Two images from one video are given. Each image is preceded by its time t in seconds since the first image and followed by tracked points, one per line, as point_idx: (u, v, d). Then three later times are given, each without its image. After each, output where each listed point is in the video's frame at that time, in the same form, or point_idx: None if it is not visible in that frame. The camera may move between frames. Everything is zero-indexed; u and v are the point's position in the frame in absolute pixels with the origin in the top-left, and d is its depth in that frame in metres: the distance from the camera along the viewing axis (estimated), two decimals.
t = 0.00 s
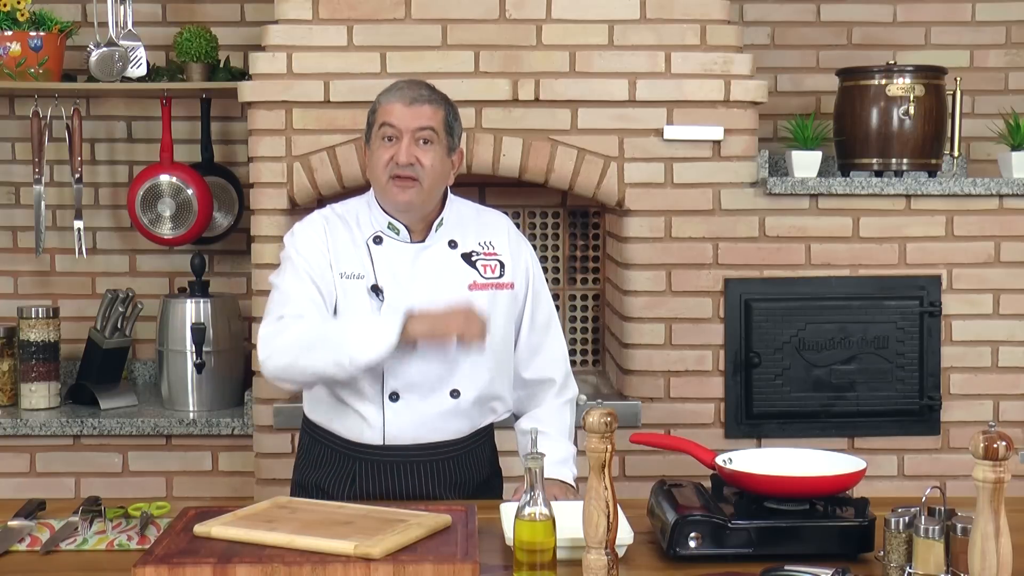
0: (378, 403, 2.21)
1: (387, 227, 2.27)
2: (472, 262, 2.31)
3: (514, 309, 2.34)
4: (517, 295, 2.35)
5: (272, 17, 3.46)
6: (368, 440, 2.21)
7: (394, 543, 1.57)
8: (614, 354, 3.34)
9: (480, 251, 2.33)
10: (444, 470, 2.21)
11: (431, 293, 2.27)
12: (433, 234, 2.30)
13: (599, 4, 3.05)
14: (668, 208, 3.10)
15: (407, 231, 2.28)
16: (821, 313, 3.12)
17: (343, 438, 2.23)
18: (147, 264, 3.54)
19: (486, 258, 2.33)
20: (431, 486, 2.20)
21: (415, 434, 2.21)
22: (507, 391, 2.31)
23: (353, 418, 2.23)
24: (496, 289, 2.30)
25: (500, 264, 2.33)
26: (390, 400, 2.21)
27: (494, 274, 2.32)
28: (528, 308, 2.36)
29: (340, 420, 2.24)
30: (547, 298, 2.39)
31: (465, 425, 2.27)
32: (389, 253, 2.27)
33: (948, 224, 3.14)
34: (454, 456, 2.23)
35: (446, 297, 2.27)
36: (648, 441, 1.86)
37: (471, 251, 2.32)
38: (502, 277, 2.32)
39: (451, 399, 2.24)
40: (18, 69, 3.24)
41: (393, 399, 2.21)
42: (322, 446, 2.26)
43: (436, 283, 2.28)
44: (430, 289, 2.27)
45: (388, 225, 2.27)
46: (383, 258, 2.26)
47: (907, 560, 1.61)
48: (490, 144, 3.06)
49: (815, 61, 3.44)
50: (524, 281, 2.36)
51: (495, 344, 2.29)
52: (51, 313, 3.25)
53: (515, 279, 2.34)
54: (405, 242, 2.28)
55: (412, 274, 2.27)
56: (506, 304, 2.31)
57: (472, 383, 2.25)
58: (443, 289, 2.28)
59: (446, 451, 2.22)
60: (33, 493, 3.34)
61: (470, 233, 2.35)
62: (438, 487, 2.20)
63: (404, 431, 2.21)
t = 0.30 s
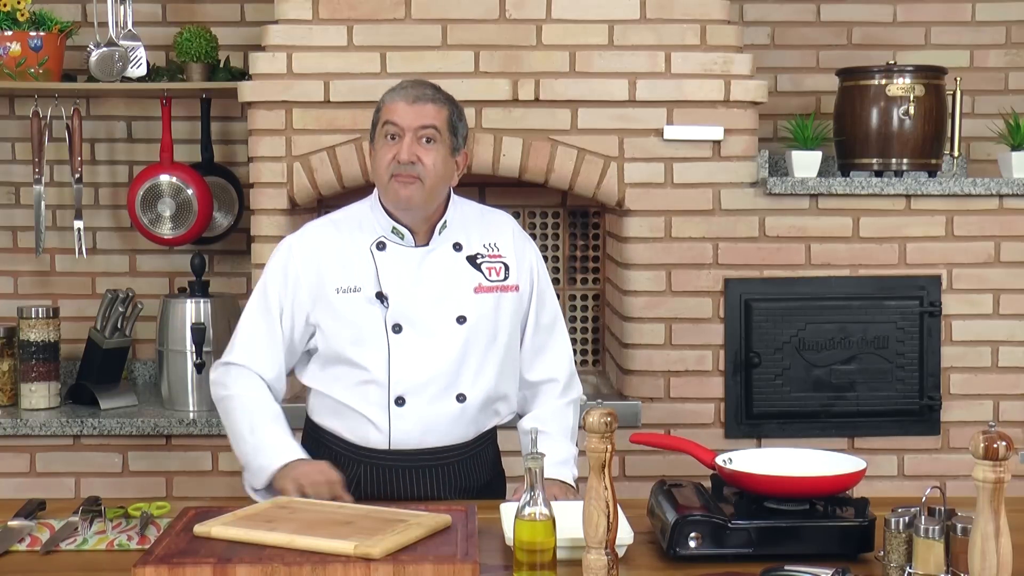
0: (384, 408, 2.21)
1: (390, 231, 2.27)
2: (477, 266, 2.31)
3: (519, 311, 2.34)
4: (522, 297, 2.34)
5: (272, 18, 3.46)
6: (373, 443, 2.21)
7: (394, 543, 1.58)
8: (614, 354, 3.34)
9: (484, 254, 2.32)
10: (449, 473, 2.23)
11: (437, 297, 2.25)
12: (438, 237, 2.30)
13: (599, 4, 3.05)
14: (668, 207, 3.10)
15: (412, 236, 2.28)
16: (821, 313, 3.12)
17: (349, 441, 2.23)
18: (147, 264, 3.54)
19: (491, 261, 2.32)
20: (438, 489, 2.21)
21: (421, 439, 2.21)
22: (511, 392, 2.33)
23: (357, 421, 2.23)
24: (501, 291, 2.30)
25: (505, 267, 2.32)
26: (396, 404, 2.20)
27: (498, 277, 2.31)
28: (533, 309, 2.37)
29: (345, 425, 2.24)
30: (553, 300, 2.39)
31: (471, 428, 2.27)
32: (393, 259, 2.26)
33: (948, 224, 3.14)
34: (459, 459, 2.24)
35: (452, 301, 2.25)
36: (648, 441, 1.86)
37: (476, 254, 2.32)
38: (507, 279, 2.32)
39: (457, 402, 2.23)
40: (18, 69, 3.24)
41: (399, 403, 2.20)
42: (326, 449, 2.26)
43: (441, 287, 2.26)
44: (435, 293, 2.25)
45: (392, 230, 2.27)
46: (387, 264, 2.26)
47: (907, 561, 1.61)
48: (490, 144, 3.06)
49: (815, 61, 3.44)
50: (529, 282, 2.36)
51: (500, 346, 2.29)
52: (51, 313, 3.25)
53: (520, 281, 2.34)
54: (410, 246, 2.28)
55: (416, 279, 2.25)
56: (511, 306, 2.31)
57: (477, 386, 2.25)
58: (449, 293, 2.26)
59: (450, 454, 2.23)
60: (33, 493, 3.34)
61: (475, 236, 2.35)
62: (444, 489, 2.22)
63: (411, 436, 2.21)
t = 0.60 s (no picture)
0: (381, 411, 2.21)
1: (386, 236, 2.27)
2: (474, 268, 2.30)
3: (517, 313, 2.33)
4: (520, 300, 2.34)
5: (271, 17, 3.46)
6: (371, 445, 2.22)
7: (394, 543, 1.58)
8: (614, 354, 3.34)
9: (481, 256, 2.32)
10: (448, 474, 2.22)
11: (433, 300, 2.24)
12: (434, 240, 2.29)
13: (598, 4, 3.05)
14: (668, 208, 3.10)
15: (407, 241, 2.27)
16: (821, 313, 3.12)
17: (347, 442, 2.24)
18: (147, 264, 3.54)
19: (488, 263, 2.32)
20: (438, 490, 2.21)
21: (419, 442, 2.21)
22: (511, 395, 2.32)
23: (355, 423, 2.23)
24: (498, 294, 2.30)
25: (502, 269, 2.32)
26: (393, 407, 2.20)
27: (495, 279, 2.31)
28: (531, 311, 2.36)
29: (344, 428, 2.25)
30: (551, 301, 2.38)
31: (469, 429, 2.27)
32: (389, 262, 2.26)
33: (948, 224, 3.14)
34: (457, 460, 2.23)
35: (449, 304, 2.25)
36: (648, 441, 1.86)
37: (472, 257, 2.31)
38: (504, 282, 2.31)
39: (455, 405, 2.23)
40: (19, 69, 3.24)
41: (396, 406, 2.20)
42: (324, 450, 2.26)
43: (438, 290, 2.25)
44: (432, 296, 2.25)
45: (388, 235, 2.27)
46: (383, 267, 2.25)
47: (907, 561, 1.61)
48: (490, 144, 3.06)
49: (815, 61, 3.44)
50: (527, 284, 2.36)
51: (498, 349, 2.28)
52: (51, 313, 3.25)
53: (517, 284, 2.33)
54: (406, 250, 2.27)
55: (412, 282, 2.25)
56: (509, 309, 2.31)
57: (476, 388, 2.25)
58: (446, 296, 2.25)
59: (449, 455, 2.22)
60: (33, 493, 3.34)
61: (471, 239, 2.34)
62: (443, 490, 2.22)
63: (409, 439, 2.21)
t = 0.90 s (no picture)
0: (379, 409, 2.21)
1: (384, 235, 2.28)
2: (472, 268, 2.30)
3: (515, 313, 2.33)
4: (518, 300, 2.34)
5: (271, 18, 3.46)
6: (368, 443, 2.21)
7: (394, 543, 1.58)
8: (614, 353, 3.34)
9: (479, 256, 2.32)
10: (444, 472, 2.21)
11: (431, 299, 2.24)
12: (432, 240, 2.29)
13: (598, 4, 3.05)
14: (668, 208, 3.10)
15: (405, 240, 2.28)
16: (821, 313, 3.12)
17: (344, 440, 2.23)
18: (147, 264, 3.54)
19: (486, 263, 2.32)
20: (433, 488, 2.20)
21: (416, 441, 2.21)
22: (509, 394, 2.32)
23: (353, 421, 2.23)
24: (497, 293, 2.30)
25: (500, 269, 2.32)
26: (391, 404, 2.21)
27: (494, 278, 2.31)
28: (530, 310, 2.36)
29: (342, 426, 2.24)
30: (550, 301, 2.38)
31: (467, 428, 2.26)
32: (388, 262, 2.26)
33: (948, 224, 3.14)
34: (455, 459, 2.23)
35: (447, 303, 2.25)
36: (648, 441, 1.86)
37: (471, 256, 2.31)
38: (503, 281, 2.31)
39: (453, 404, 2.23)
40: (18, 69, 3.24)
41: (394, 404, 2.21)
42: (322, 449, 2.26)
43: (436, 289, 2.26)
44: (431, 295, 2.25)
45: (386, 233, 2.28)
46: (382, 267, 2.26)
47: (907, 561, 1.61)
48: (490, 145, 3.07)
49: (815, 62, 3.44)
50: (525, 284, 2.36)
51: (496, 348, 2.28)
52: (51, 313, 3.25)
53: (516, 283, 2.34)
54: (404, 249, 2.28)
55: (410, 281, 2.25)
56: (507, 308, 2.31)
57: (474, 387, 2.25)
58: (444, 295, 2.26)
59: (447, 454, 2.22)
60: (33, 493, 3.34)
61: (470, 238, 2.34)
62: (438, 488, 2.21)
63: (406, 437, 2.21)
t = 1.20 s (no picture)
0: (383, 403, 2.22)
1: (383, 229, 2.27)
2: (469, 262, 2.31)
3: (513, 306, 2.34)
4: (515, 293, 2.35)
5: (271, 17, 3.46)
6: (371, 441, 2.22)
7: (394, 543, 1.58)
8: (614, 354, 3.34)
9: (476, 250, 2.33)
10: (446, 468, 2.21)
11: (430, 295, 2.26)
12: (432, 235, 2.29)
13: (598, 3, 3.05)
14: (668, 207, 3.10)
15: (405, 233, 2.27)
16: (821, 313, 3.12)
17: (344, 438, 2.23)
18: (147, 264, 3.54)
19: (483, 256, 2.33)
20: (437, 486, 2.19)
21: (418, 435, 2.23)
22: (507, 387, 2.33)
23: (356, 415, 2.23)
24: (494, 287, 2.31)
25: (497, 262, 2.33)
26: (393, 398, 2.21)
27: (491, 272, 2.32)
28: (525, 303, 2.37)
29: (343, 422, 2.24)
30: (543, 295, 2.39)
31: (468, 422, 2.28)
32: (388, 257, 2.26)
33: (948, 224, 3.14)
34: (456, 455, 2.23)
35: (446, 298, 2.27)
36: (648, 441, 1.86)
37: (468, 250, 2.32)
38: (499, 275, 2.32)
39: (454, 397, 2.24)
40: (18, 69, 3.24)
41: (396, 401, 2.21)
42: (322, 447, 2.25)
43: (436, 285, 2.27)
44: (430, 291, 2.26)
45: (386, 228, 2.27)
46: (382, 262, 2.26)
47: (907, 561, 1.61)
48: (490, 144, 3.07)
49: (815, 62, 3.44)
50: (520, 276, 2.37)
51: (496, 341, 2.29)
52: (51, 313, 3.25)
53: (512, 276, 2.35)
54: (403, 243, 2.28)
55: (410, 276, 2.26)
56: (504, 301, 2.32)
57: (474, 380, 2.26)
58: (443, 291, 2.27)
59: (448, 450, 2.22)
60: (33, 493, 3.34)
61: (466, 232, 2.35)
62: (440, 486, 2.20)
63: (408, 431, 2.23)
